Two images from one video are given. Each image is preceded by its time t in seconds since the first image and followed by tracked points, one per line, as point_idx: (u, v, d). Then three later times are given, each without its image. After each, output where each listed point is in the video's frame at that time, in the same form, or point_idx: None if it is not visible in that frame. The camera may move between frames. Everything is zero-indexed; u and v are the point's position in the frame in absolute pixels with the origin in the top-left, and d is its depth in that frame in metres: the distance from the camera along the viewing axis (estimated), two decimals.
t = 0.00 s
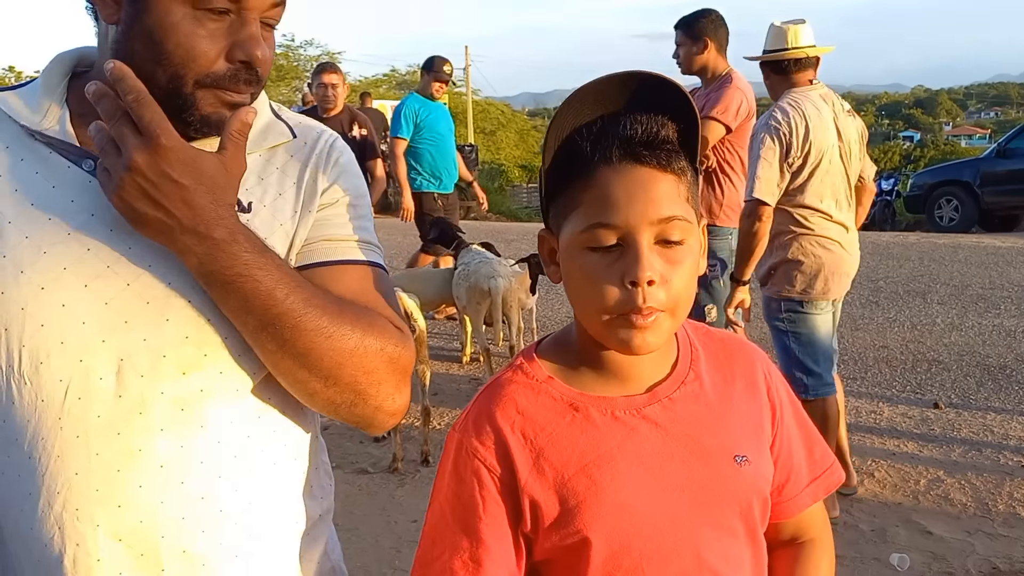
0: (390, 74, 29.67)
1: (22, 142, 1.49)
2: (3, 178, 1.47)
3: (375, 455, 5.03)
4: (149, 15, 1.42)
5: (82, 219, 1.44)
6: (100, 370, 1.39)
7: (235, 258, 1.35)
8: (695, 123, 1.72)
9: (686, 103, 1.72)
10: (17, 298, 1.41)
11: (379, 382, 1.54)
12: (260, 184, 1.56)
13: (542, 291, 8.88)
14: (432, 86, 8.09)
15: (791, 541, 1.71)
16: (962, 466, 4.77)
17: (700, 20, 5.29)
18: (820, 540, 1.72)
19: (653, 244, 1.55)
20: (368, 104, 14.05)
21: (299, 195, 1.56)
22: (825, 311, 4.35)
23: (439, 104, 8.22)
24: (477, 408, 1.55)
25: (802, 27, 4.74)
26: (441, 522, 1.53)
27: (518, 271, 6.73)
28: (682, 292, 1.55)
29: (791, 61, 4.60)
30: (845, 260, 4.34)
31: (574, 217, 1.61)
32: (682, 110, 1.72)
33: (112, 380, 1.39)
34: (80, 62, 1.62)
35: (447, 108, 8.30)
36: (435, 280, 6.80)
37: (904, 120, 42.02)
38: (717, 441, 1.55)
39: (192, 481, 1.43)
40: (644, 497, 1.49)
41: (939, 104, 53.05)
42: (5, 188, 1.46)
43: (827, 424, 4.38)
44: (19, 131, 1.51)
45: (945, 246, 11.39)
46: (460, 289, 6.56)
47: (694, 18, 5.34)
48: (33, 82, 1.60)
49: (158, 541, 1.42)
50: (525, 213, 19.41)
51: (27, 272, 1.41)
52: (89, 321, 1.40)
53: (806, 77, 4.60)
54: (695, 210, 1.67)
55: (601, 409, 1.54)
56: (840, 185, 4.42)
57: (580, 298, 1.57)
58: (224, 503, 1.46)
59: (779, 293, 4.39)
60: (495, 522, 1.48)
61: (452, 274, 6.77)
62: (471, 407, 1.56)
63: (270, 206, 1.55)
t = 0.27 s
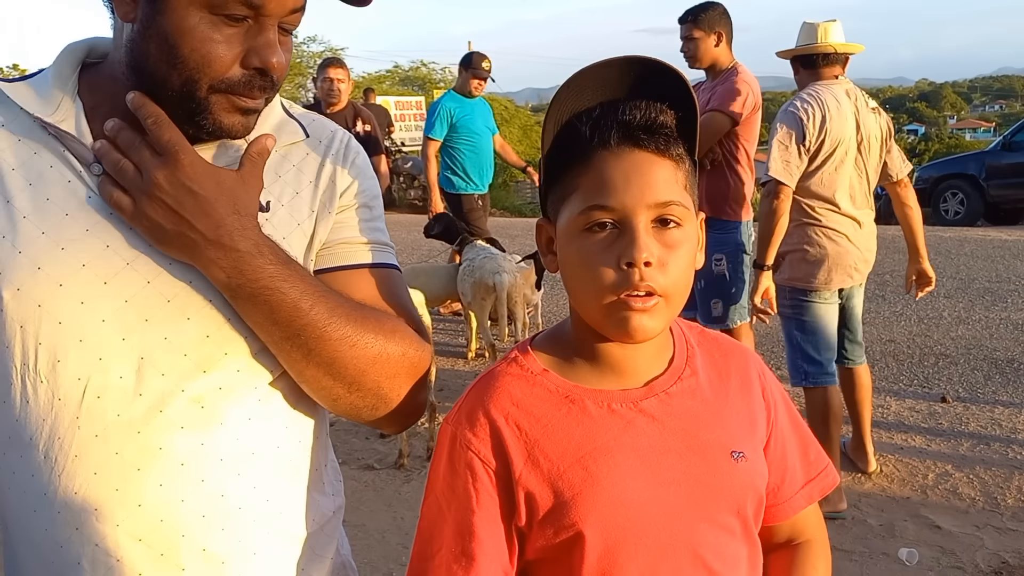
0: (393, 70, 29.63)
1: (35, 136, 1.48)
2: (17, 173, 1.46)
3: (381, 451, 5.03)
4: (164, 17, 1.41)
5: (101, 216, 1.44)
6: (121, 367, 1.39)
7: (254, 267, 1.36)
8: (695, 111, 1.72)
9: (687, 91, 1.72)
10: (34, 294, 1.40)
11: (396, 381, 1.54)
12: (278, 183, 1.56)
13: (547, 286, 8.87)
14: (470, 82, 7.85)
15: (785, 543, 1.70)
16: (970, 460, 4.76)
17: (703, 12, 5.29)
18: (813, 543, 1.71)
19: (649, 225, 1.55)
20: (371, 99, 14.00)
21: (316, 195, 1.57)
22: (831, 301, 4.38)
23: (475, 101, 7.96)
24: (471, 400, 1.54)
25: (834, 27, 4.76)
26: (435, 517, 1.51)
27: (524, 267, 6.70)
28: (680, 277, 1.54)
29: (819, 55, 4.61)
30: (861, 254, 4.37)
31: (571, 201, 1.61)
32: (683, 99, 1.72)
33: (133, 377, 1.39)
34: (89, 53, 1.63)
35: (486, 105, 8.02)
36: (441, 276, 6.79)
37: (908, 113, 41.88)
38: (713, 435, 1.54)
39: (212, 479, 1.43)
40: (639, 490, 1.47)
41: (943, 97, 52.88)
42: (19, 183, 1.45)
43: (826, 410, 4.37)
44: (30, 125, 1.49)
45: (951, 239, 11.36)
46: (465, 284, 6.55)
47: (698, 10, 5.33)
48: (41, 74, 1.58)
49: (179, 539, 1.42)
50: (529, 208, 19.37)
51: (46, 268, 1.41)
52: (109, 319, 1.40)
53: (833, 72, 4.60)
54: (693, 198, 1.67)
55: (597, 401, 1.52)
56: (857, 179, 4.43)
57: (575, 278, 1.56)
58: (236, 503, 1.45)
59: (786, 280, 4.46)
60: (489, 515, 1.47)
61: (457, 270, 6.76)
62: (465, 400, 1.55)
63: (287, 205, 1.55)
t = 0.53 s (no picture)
0: (394, 66, 29.62)
1: (36, 135, 1.47)
2: (19, 172, 1.44)
3: (384, 448, 5.02)
4: (167, 18, 1.41)
5: (106, 217, 1.43)
6: (130, 370, 1.39)
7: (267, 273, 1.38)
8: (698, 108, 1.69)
9: (691, 87, 1.70)
10: (40, 296, 1.38)
11: (402, 375, 1.54)
12: (283, 182, 1.55)
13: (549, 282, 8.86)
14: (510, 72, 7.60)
15: (783, 545, 1.69)
16: (975, 456, 4.75)
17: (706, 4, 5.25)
18: (810, 545, 1.70)
19: (646, 214, 1.55)
20: (372, 95, 13.98)
21: (322, 194, 1.57)
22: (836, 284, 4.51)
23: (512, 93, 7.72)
24: (469, 396, 1.53)
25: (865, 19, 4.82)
26: (432, 514, 1.51)
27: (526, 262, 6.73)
28: (674, 270, 1.53)
29: (850, 47, 4.71)
30: (880, 242, 4.52)
31: (571, 189, 1.60)
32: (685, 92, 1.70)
33: (140, 378, 1.40)
34: (90, 50, 1.62)
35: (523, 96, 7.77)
36: (443, 273, 6.78)
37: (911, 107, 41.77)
38: (711, 434, 1.53)
39: (221, 481, 1.43)
40: (637, 487, 1.46)
41: (946, 91, 52.76)
42: (22, 183, 1.44)
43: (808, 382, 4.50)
44: (31, 124, 1.48)
45: (955, 234, 11.33)
46: (468, 281, 6.54)
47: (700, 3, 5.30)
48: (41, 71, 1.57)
49: (188, 543, 1.41)
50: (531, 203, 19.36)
51: (51, 270, 1.39)
52: (116, 322, 1.40)
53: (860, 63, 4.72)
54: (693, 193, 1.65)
55: (596, 398, 1.51)
56: (881, 166, 4.57)
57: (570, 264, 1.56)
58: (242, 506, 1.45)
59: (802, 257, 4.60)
60: (486, 511, 1.46)
61: (460, 267, 6.76)
62: (463, 396, 1.54)
63: (293, 205, 1.54)
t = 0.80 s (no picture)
0: (394, 64, 29.62)
1: (32, 135, 1.46)
2: (16, 172, 1.44)
3: (387, 446, 5.01)
4: (163, 17, 1.40)
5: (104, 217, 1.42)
6: (129, 372, 1.38)
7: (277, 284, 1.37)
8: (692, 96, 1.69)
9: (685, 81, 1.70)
10: (37, 298, 1.37)
11: (410, 387, 1.56)
12: (284, 181, 1.54)
13: (551, 280, 8.84)
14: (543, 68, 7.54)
15: (792, 548, 1.68)
16: (978, 452, 4.74)
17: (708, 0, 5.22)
18: (820, 549, 1.68)
19: (648, 197, 1.54)
20: (373, 93, 13.96)
21: (322, 193, 1.56)
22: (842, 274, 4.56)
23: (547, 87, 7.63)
24: (472, 393, 1.53)
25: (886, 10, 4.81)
26: (435, 508, 1.51)
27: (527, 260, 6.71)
28: (677, 251, 1.51)
29: (872, 44, 4.70)
30: (882, 235, 4.51)
31: (574, 178, 1.60)
32: (676, 78, 1.70)
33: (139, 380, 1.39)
34: (87, 48, 1.61)
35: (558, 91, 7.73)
36: (444, 270, 6.77)
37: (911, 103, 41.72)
38: (714, 434, 1.52)
39: (221, 482, 1.42)
40: (638, 486, 1.45)
41: (947, 87, 52.71)
42: (19, 183, 1.43)
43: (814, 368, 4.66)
44: (27, 123, 1.47)
45: (956, 230, 11.32)
46: (470, 279, 6.53)
47: None
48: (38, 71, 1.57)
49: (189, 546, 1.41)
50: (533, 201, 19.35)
51: (49, 271, 1.38)
52: (114, 323, 1.39)
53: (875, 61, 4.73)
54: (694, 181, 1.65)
55: (598, 395, 1.51)
56: (885, 160, 4.60)
57: (572, 251, 1.54)
58: (243, 508, 1.44)
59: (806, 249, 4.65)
60: (486, 507, 1.46)
61: (461, 265, 6.75)
62: (466, 394, 1.53)
63: (294, 204, 1.54)
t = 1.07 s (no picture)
0: (396, 61, 29.62)
1: (33, 134, 1.46)
2: (16, 170, 1.44)
3: (390, 443, 5.01)
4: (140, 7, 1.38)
5: (104, 212, 1.42)
6: (128, 368, 1.38)
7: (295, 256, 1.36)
8: (687, 95, 1.67)
9: (680, 77, 1.68)
10: (36, 294, 1.37)
11: (415, 372, 1.53)
12: (284, 174, 1.54)
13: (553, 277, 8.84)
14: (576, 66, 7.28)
15: (793, 540, 1.67)
16: (982, 448, 4.73)
17: None
18: (823, 540, 1.68)
19: (642, 202, 1.53)
20: (375, 91, 13.98)
21: (322, 184, 1.56)
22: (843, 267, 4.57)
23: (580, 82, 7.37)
24: (473, 392, 1.52)
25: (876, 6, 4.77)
26: (439, 509, 1.51)
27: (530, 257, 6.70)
28: (674, 253, 1.51)
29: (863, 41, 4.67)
30: (878, 228, 4.54)
31: (569, 180, 1.59)
32: (671, 78, 1.68)
33: (139, 375, 1.38)
34: (88, 44, 1.57)
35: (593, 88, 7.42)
36: (447, 267, 6.77)
37: (914, 99, 41.64)
38: (715, 427, 1.51)
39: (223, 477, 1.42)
40: (639, 481, 1.45)
41: (949, 82, 52.62)
42: (18, 181, 1.43)
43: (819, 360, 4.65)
44: (28, 121, 1.47)
45: (959, 226, 11.29)
46: (472, 276, 6.52)
47: None
48: (38, 67, 1.57)
49: (191, 541, 1.40)
50: (535, 198, 19.34)
51: (48, 268, 1.38)
52: (114, 319, 1.39)
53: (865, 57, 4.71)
54: (690, 180, 1.64)
55: (598, 392, 1.50)
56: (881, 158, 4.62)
57: (567, 255, 1.54)
58: (244, 503, 1.44)
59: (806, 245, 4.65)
60: (489, 506, 1.46)
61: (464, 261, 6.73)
62: (466, 393, 1.53)
63: (294, 196, 1.54)
